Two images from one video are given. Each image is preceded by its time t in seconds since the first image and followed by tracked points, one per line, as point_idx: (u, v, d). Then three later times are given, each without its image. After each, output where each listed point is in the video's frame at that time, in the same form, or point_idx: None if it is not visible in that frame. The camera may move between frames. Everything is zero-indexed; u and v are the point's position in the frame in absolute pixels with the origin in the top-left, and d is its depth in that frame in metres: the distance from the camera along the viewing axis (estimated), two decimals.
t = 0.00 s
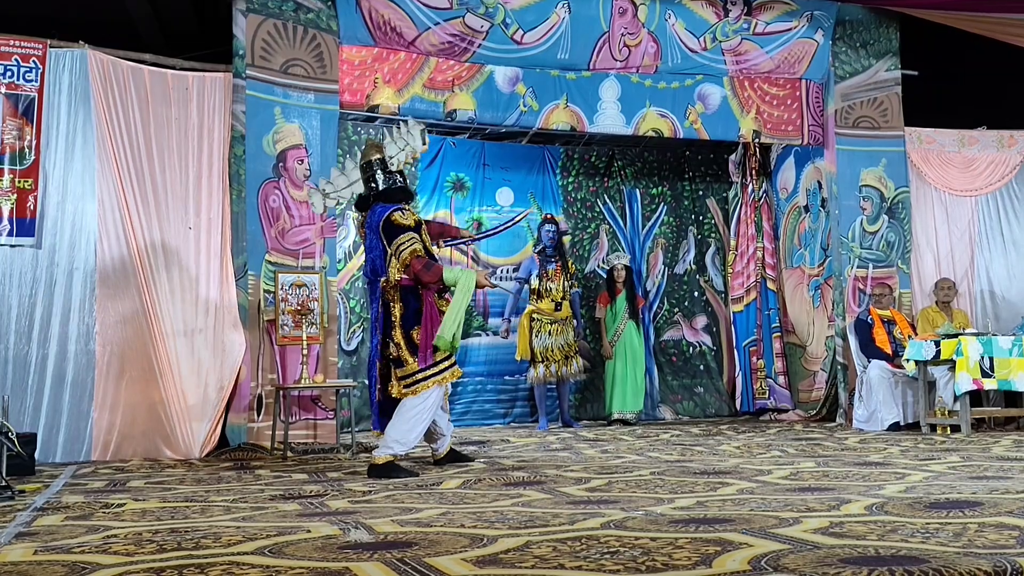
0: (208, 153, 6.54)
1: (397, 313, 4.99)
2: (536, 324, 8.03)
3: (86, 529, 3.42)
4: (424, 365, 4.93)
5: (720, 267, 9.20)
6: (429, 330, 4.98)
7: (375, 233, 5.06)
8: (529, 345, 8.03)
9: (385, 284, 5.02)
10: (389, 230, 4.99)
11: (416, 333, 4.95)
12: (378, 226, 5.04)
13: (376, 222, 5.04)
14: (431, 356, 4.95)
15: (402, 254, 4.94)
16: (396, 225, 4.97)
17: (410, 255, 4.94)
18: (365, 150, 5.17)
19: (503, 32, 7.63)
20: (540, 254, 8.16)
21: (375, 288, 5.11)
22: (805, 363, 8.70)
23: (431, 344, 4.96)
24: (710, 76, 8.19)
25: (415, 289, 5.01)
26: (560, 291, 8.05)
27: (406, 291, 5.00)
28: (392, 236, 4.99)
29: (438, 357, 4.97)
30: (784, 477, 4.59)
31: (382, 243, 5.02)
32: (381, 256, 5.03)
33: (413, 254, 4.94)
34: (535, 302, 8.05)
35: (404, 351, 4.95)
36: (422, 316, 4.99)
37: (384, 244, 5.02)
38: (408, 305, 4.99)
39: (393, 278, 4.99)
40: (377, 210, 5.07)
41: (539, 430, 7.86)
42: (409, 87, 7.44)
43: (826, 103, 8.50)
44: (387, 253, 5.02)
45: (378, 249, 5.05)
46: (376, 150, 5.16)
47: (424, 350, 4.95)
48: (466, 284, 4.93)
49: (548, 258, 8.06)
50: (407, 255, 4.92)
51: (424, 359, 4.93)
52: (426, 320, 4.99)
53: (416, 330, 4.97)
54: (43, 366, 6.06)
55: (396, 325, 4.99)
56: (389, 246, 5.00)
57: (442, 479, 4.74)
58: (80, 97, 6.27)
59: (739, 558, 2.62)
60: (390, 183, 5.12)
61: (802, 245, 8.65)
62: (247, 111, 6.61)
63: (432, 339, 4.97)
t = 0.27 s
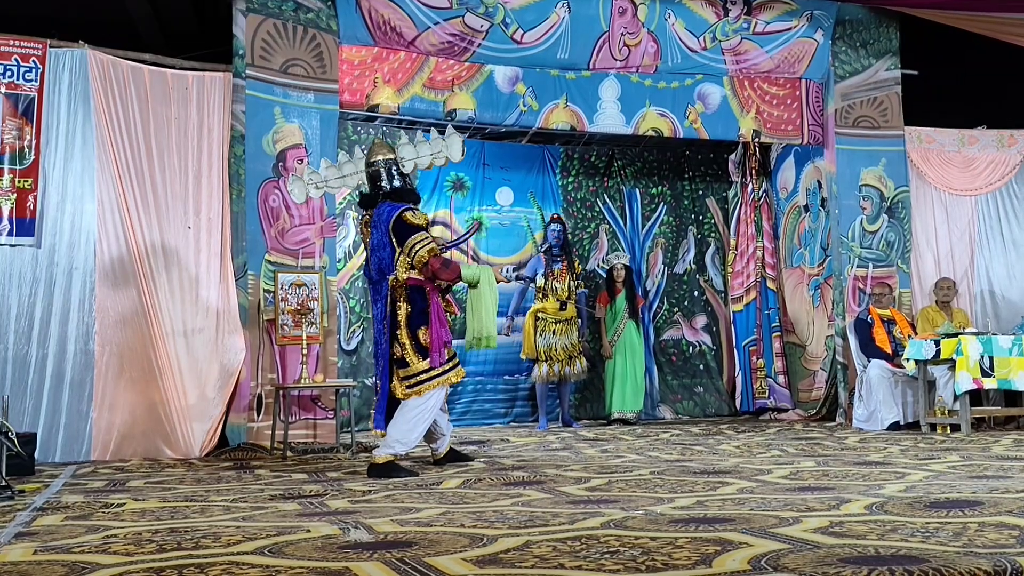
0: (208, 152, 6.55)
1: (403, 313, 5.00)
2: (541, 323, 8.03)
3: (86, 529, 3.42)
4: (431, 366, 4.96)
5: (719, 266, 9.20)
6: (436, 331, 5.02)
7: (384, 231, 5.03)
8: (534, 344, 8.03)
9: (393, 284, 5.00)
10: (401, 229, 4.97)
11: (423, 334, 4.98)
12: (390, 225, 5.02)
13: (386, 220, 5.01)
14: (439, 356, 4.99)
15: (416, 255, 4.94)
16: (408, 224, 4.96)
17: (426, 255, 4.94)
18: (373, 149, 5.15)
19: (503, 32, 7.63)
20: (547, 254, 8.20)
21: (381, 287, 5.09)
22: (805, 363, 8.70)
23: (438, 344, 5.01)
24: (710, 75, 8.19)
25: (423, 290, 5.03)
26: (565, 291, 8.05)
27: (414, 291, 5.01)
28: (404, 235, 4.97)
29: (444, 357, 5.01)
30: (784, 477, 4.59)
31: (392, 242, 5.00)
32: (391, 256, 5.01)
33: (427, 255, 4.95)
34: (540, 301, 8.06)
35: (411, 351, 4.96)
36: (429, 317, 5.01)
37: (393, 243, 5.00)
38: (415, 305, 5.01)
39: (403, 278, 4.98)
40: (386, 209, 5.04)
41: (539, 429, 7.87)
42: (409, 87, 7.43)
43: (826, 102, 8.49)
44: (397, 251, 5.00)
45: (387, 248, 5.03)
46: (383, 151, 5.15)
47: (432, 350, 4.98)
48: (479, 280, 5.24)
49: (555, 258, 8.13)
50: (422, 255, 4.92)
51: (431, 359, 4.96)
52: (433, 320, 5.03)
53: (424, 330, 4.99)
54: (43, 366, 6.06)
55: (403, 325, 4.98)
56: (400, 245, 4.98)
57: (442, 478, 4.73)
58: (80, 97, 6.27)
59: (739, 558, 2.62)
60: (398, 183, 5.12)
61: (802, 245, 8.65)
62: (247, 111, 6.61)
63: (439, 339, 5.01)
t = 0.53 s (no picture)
0: (208, 152, 6.55)
1: (405, 314, 4.99)
2: (543, 323, 8.04)
3: (86, 529, 3.43)
4: (434, 366, 4.98)
5: (720, 266, 9.20)
6: (438, 332, 5.05)
7: (390, 231, 5.01)
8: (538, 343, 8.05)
9: (396, 284, 4.99)
10: (408, 230, 4.95)
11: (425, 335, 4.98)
12: (396, 225, 4.99)
13: (393, 221, 4.99)
14: (442, 358, 5.01)
15: (425, 257, 4.92)
16: (416, 226, 4.95)
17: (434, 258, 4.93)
18: (382, 149, 5.15)
19: (503, 32, 7.63)
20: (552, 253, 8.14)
21: (382, 287, 5.07)
22: (805, 362, 8.70)
23: (441, 345, 5.03)
24: (710, 75, 8.18)
25: (425, 290, 5.03)
26: (570, 291, 8.05)
27: (417, 292, 5.01)
28: (411, 236, 4.95)
29: (447, 358, 5.03)
30: (784, 476, 4.59)
31: (398, 242, 4.98)
32: (396, 256, 4.99)
33: (436, 257, 4.94)
34: (544, 301, 8.07)
35: (413, 352, 4.96)
36: (431, 318, 5.03)
37: (399, 244, 4.98)
38: (417, 305, 5.01)
39: (408, 278, 4.98)
40: (392, 209, 5.02)
41: (538, 428, 7.90)
42: (409, 87, 7.41)
43: (826, 102, 8.49)
44: (403, 252, 4.98)
45: (392, 248, 5.01)
46: (391, 152, 5.14)
47: (436, 351, 5.00)
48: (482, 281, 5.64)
49: (560, 258, 8.07)
50: (433, 257, 4.92)
51: (435, 360, 4.98)
52: (435, 321, 5.05)
53: (426, 331, 5.00)
54: (43, 366, 6.06)
55: (405, 325, 4.98)
56: (406, 246, 4.96)
57: (442, 478, 4.72)
58: (80, 97, 6.27)
59: (740, 558, 2.62)
60: (404, 183, 5.10)
61: (802, 245, 8.65)
62: (247, 111, 6.60)
63: (441, 341, 5.03)
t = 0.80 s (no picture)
0: (209, 152, 6.55)
1: (409, 305, 5.00)
2: (543, 322, 8.04)
3: (86, 528, 3.43)
4: (425, 362, 4.95)
5: (720, 265, 9.18)
6: (436, 328, 5.01)
7: (409, 221, 5.05)
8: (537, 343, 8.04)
9: (406, 272, 5.01)
10: (429, 220, 5.00)
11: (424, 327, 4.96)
12: (416, 215, 5.05)
13: (413, 211, 5.06)
14: (433, 353, 4.97)
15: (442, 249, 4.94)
16: (437, 217, 5.00)
17: (456, 249, 4.94)
18: (405, 142, 5.26)
19: (504, 31, 7.63)
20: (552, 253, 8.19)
21: (391, 275, 5.08)
22: (806, 361, 8.70)
23: (436, 342, 4.99)
24: (710, 74, 8.18)
25: (432, 284, 5.01)
26: (570, 290, 8.05)
27: (424, 284, 5.00)
28: (432, 226, 4.99)
29: (441, 356, 4.99)
30: (785, 475, 4.59)
31: (416, 232, 5.02)
32: (412, 246, 5.03)
33: (458, 249, 4.95)
34: (543, 300, 8.08)
35: (409, 344, 4.95)
36: (432, 313, 5.00)
37: (417, 234, 5.02)
38: (420, 299, 5.00)
39: (420, 267, 5.00)
40: (413, 200, 5.10)
41: (538, 428, 7.92)
42: (409, 86, 7.40)
43: (826, 101, 8.49)
44: (420, 242, 5.02)
45: (409, 237, 5.05)
46: (413, 146, 5.24)
47: (429, 347, 4.96)
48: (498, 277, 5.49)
49: (559, 258, 8.08)
50: (457, 246, 4.93)
51: (427, 355, 4.95)
52: (435, 317, 5.01)
53: (425, 325, 4.98)
54: (43, 366, 6.06)
55: (406, 317, 4.99)
56: (426, 236, 5.00)
57: (442, 478, 4.71)
58: (80, 96, 6.27)
59: (740, 557, 2.62)
60: (424, 177, 5.19)
61: (802, 244, 8.67)
62: (247, 111, 6.60)
63: (438, 337, 4.99)
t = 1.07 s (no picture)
0: (208, 153, 6.55)
1: (436, 303, 4.99)
2: (540, 322, 8.05)
3: (86, 527, 3.43)
4: (441, 360, 4.95)
5: (720, 265, 9.17)
6: (458, 329, 5.00)
7: (453, 222, 5.01)
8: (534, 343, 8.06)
9: (442, 270, 4.98)
10: (474, 225, 5.01)
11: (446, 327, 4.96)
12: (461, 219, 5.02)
13: (457, 213, 5.02)
14: (449, 352, 4.97)
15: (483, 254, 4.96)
16: (483, 222, 5.01)
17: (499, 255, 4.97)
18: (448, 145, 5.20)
19: (503, 31, 7.62)
20: (545, 253, 8.36)
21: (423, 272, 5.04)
22: (806, 361, 8.70)
23: (454, 342, 4.99)
24: (709, 74, 8.18)
25: (464, 287, 5.01)
26: (565, 289, 8.06)
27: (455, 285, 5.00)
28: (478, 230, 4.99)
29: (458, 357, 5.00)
30: (785, 475, 4.59)
31: (459, 233, 5.00)
32: (452, 246, 4.99)
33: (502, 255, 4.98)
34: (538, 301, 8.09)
35: (431, 340, 4.95)
36: (457, 315, 5.00)
37: (461, 236, 5.00)
38: (449, 299, 5.00)
39: (456, 268, 4.99)
40: (458, 202, 5.06)
41: (538, 427, 7.92)
42: (409, 86, 7.41)
43: (826, 101, 8.48)
44: (462, 244, 5.00)
45: (451, 238, 5.00)
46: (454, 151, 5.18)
47: (447, 346, 4.97)
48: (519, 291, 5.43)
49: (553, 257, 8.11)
50: (501, 252, 4.96)
51: (445, 352, 4.96)
52: (459, 319, 5.01)
53: (447, 325, 4.98)
54: (43, 366, 6.06)
55: (433, 314, 4.98)
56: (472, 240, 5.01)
57: (442, 478, 4.70)
58: (80, 96, 6.27)
59: (740, 557, 2.61)
60: (467, 183, 5.16)
61: (802, 244, 8.68)
62: (247, 110, 6.58)
63: (458, 337, 4.99)
